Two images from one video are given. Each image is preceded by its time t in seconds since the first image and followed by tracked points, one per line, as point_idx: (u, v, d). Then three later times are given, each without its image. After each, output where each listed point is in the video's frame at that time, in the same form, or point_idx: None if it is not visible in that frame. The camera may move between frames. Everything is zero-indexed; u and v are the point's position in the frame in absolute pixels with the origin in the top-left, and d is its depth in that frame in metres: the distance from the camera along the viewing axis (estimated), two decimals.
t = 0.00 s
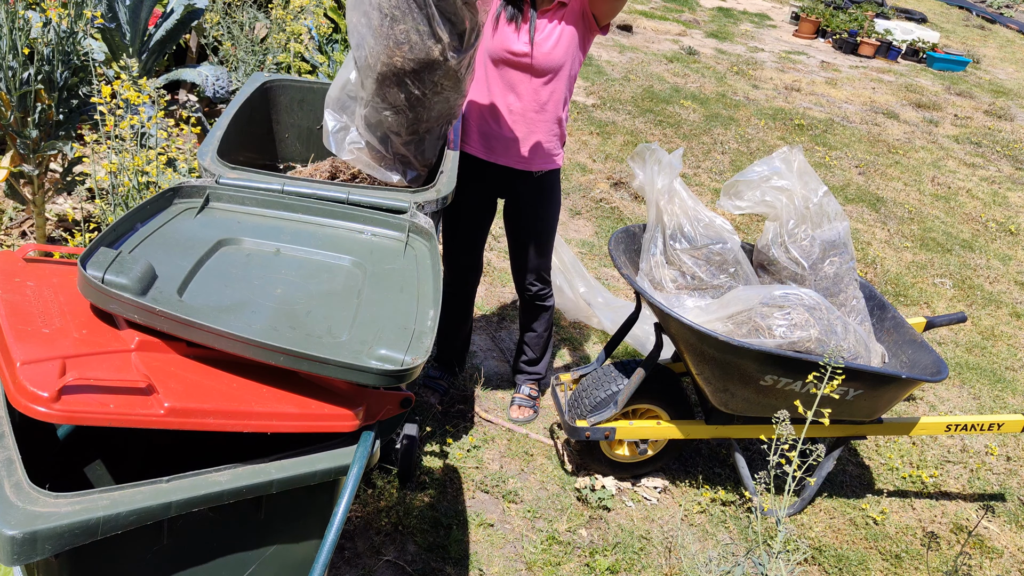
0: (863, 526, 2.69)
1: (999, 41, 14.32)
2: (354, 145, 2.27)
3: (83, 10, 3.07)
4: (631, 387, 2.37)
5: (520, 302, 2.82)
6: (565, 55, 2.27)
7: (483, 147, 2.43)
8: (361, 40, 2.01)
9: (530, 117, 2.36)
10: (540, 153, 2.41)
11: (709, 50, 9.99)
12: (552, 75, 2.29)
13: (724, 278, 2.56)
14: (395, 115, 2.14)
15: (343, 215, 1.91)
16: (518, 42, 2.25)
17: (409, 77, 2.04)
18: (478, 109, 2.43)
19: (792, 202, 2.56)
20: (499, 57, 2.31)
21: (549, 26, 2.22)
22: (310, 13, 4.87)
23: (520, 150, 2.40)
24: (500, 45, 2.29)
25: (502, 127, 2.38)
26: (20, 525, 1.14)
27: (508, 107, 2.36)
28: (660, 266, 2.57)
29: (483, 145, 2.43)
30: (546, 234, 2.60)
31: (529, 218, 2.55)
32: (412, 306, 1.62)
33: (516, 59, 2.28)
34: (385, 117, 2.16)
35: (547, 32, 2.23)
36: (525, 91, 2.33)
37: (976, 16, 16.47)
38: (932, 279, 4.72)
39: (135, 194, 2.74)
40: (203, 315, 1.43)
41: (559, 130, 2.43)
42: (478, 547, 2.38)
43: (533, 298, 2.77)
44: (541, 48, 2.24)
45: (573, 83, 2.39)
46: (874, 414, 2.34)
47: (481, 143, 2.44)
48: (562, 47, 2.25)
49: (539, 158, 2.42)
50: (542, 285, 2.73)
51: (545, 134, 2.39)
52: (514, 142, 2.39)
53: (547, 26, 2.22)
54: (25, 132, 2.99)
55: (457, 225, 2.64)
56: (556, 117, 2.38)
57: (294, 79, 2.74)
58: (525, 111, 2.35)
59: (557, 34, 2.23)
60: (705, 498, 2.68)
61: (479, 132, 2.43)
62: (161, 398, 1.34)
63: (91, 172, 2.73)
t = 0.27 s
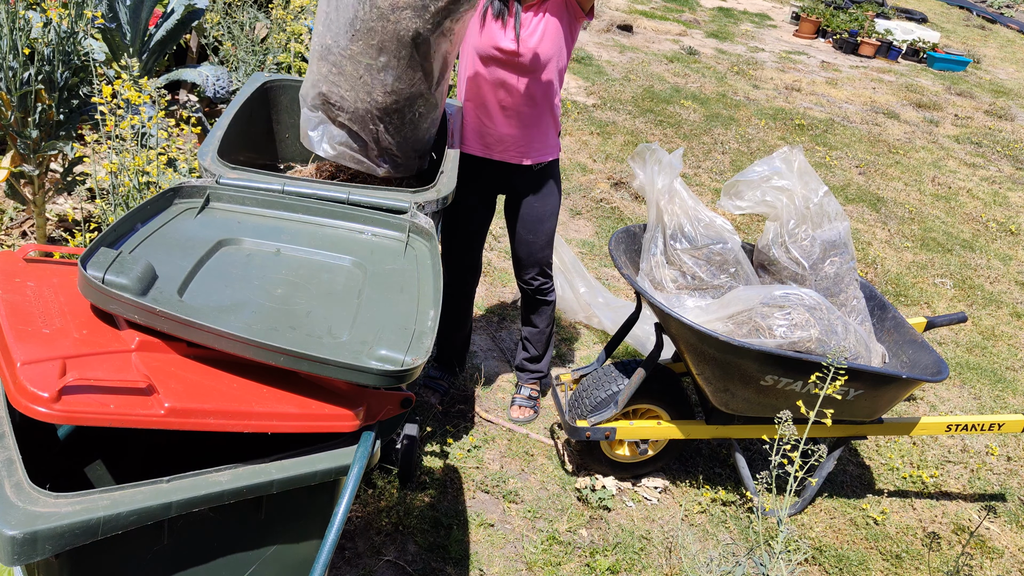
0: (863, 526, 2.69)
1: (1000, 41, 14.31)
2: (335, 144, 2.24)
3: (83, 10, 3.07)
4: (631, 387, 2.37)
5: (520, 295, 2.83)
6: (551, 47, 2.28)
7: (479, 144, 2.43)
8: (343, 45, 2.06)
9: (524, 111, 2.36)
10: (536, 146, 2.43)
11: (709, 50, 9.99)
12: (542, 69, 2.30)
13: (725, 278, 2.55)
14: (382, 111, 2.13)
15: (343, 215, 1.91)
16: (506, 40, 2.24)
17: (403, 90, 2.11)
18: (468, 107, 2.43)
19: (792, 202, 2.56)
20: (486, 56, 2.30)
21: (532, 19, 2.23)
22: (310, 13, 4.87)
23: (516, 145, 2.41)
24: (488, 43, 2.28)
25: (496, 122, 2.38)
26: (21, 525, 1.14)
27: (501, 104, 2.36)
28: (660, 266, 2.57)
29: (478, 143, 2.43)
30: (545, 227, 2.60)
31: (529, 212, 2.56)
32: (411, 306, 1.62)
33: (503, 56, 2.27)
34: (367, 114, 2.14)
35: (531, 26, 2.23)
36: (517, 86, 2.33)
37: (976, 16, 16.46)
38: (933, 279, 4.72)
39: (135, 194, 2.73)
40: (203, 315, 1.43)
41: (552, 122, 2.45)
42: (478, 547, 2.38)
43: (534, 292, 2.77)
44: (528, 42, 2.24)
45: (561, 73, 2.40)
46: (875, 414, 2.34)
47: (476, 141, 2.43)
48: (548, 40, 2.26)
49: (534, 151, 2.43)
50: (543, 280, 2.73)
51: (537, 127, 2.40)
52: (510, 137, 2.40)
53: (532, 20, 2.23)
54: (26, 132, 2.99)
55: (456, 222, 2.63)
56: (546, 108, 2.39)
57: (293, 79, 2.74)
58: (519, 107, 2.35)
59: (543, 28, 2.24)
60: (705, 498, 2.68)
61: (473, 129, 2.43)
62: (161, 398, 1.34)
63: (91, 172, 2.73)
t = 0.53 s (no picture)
0: (863, 526, 2.69)
1: (999, 41, 14.30)
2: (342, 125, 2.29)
3: (83, 10, 3.07)
4: (631, 387, 2.36)
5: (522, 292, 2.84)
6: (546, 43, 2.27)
7: (476, 142, 2.42)
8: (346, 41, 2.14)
9: (521, 107, 2.36)
10: (532, 142, 2.42)
11: (709, 50, 9.98)
12: (536, 64, 2.29)
13: (725, 277, 2.55)
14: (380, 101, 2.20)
15: (343, 215, 1.91)
16: (500, 35, 2.24)
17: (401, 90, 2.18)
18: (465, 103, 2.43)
19: (792, 202, 2.57)
20: (481, 52, 2.29)
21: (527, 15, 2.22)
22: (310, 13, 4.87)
23: (513, 141, 2.41)
24: (482, 39, 2.27)
25: (493, 118, 2.38)
26: (21, 525, 1.14)
27: (496, 99, 2.36)
28: (660, 266, 2.57)
29: (475, 140, 2.42)
30: (547, 225, 2.59)
31: (530, 211, 2.56)
32: (412, 306, 1.62)
33: (499, 52, 2.27)
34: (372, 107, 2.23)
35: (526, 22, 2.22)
36: (511, 82, 2.32)
37: (976, 16, 16.46)
38: (933, 279, 4.72)
39: (135, 194, 2.73)
40: (204, 315, 1.43)
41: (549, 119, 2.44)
42: (478, 547, 2.38)
43: (536, 290, 2.77)
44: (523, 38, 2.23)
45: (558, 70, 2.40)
46: (875, 414, 2.34)
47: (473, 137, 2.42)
48: (542, 35, 2.25)
49: (531, 146, 2.43)
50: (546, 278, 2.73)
51: (534, 123, 2.40)
52: (506, 133, 2.40)
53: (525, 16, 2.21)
54: (26, 132, 2.98)
55: (456, 221, 2.63)
56: (543, 105, 2.39)
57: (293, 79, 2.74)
58: (515, 102, 2.35)
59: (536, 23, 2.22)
60: (705, 498, 2.68)
61: (470, 126, 2.42)
62: (161, 398, 1.34)
63: (91, 172, 2.73)
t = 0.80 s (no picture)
0: (863, 526, 2.69)
1: (999, 41, 14.29)
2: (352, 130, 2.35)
3: (83, 10, 3.06)
4: (631, 387, 2.36)
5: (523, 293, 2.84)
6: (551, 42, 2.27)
7: (478, 139, 2.42)
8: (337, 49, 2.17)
9: (524, 105, 2.36)
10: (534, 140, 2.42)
11: (709, 50, 9.98)
12: (540, 64, 2.28)
13: (725, 277, 2.55)
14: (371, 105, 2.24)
15: (343, 215, 1.91)
16: (505, 34, 2.24)
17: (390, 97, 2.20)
18: (468, 101, 2.43)
19: (792, 202, 2.57)
20: (486, 49, 2.29)
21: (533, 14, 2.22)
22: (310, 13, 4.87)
23: (515, 140, 2.40)
24: (487, 37, 2.27)
25: (496, 116, 2.37)
26: (20, 525, 1.14)
27: (500, 97, 2.35)
28: (660, 266, 2.56)
29: (478, 137, 2.42)
30: (548, 225, 2.59)
31: (529, 211, 2.56)
32: (412, 306, 1.62)
33: (504, 50, 2.27)
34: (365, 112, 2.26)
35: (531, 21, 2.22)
36: (516, 80, 2.32)
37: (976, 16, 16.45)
38: (933, 279, 4.72)
39: (135, 194, 2.73)
40: (204, 315, 1.43)
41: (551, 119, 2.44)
42: (478, 547, 2.38)
43: (536, 291, 2.77)
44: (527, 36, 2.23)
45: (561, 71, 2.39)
46: (875, 414, 2.34)
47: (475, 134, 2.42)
48: (547, 35, 2.25)
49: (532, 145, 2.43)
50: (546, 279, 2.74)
51: (537, 122, 2.40)
52: (508, 131, 2.39)
53: (532, 16, 2.22)
54: (26, 132, 2.98)
55: (457, 220, 2.63)
56: (546, 105, 2.38)
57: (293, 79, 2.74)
58: (518, 100, 2.34)
59: (542, 23, 2.23)
60: (706, 498, 2.68)
61: (473, 123, 2.41)
62: (161, 398, 1.34)
63: (92, 171, 2.73)
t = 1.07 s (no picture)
0: (863, 526, 2.69)
1: (1000, 41, 14.28)
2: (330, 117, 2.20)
3: (83, 10, 3.06)
4: (631, 387, 2.36)
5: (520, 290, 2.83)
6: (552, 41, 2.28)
7: (479, 137, 2.41)
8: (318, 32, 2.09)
9: (525, 104, 2.36)
10: (534, 138, 2.42)
11: (709, 50, 9.98)
12: (543, 62, 2.30)
13: (725, 277, 2.55)
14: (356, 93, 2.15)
15: (344, 215, 1.91)
16: (508, 34, 2.24)
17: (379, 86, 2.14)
18: (468, 100, 2.42)
19: (792, 202, 2.57)
20: (487, 48, 2.29)
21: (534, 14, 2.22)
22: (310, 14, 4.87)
23: (517, 137, 2.40)
24: (489, 37, 2.27)
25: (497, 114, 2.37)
26: (21, 525, 1.14)
27: (502, 96, 2.35)
28: (660, 266, 2.56)
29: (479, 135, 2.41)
30: (548, 222, 2.60)
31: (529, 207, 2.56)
32: (412, 306, 1.62)
33: (505, 49, 2.27)
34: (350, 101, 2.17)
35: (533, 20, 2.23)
36: (518, 79, 2.32)
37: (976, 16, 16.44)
38: (933, 279, 4.71)
39: (135, 194, 2.73)
40: (204, 315, 1.43)
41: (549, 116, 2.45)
42: (478, 547, 2.38)
43: (533, 291, 2.77)
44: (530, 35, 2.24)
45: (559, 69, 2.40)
46: (875, 413, 2.34)
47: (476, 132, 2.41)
48: (549, 35, 2.26)
49: (533, 142, 2.43)
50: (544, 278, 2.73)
51: (537, 120, 2.41)
52: (510, 129, 2.39)
53: (534, 16, 2.22)
54: (26, 132, 2.98)
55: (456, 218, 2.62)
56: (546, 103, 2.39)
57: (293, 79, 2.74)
58: (521, 99, 2.35)
59: (544, 22, 2.24)
60: (706, 498, 2.68)
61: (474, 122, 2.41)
62: (161, 398, 1.34)
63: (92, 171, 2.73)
